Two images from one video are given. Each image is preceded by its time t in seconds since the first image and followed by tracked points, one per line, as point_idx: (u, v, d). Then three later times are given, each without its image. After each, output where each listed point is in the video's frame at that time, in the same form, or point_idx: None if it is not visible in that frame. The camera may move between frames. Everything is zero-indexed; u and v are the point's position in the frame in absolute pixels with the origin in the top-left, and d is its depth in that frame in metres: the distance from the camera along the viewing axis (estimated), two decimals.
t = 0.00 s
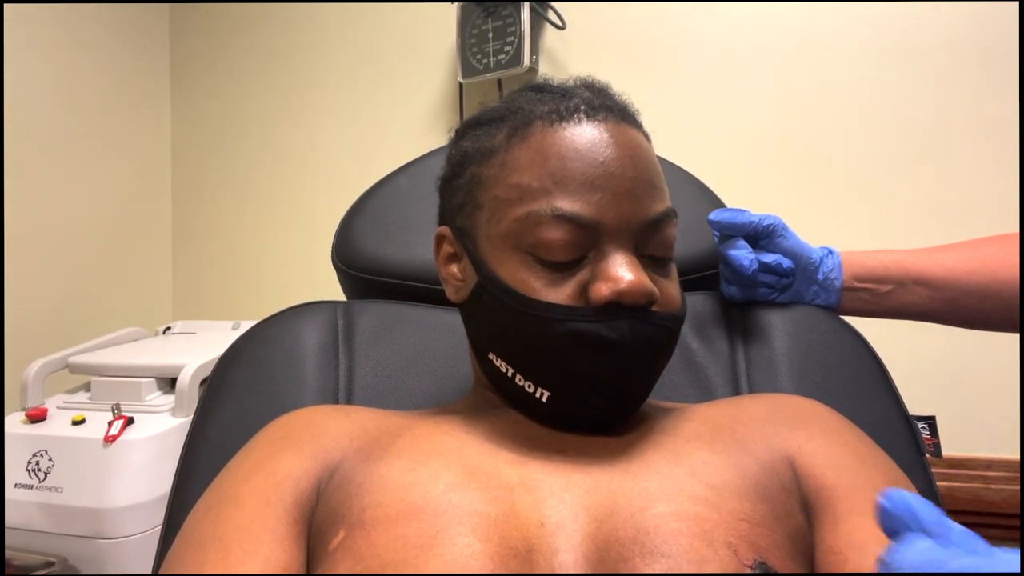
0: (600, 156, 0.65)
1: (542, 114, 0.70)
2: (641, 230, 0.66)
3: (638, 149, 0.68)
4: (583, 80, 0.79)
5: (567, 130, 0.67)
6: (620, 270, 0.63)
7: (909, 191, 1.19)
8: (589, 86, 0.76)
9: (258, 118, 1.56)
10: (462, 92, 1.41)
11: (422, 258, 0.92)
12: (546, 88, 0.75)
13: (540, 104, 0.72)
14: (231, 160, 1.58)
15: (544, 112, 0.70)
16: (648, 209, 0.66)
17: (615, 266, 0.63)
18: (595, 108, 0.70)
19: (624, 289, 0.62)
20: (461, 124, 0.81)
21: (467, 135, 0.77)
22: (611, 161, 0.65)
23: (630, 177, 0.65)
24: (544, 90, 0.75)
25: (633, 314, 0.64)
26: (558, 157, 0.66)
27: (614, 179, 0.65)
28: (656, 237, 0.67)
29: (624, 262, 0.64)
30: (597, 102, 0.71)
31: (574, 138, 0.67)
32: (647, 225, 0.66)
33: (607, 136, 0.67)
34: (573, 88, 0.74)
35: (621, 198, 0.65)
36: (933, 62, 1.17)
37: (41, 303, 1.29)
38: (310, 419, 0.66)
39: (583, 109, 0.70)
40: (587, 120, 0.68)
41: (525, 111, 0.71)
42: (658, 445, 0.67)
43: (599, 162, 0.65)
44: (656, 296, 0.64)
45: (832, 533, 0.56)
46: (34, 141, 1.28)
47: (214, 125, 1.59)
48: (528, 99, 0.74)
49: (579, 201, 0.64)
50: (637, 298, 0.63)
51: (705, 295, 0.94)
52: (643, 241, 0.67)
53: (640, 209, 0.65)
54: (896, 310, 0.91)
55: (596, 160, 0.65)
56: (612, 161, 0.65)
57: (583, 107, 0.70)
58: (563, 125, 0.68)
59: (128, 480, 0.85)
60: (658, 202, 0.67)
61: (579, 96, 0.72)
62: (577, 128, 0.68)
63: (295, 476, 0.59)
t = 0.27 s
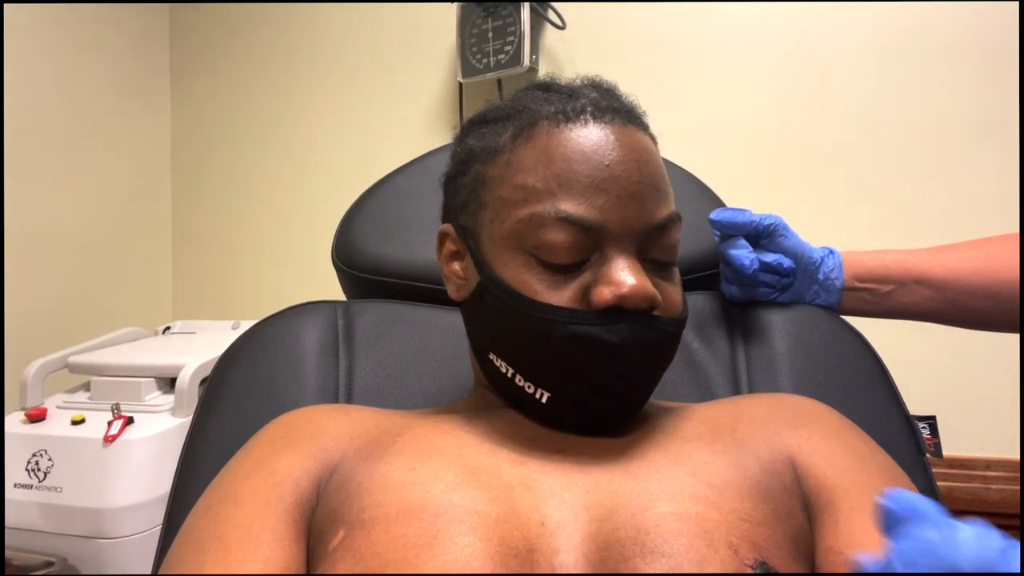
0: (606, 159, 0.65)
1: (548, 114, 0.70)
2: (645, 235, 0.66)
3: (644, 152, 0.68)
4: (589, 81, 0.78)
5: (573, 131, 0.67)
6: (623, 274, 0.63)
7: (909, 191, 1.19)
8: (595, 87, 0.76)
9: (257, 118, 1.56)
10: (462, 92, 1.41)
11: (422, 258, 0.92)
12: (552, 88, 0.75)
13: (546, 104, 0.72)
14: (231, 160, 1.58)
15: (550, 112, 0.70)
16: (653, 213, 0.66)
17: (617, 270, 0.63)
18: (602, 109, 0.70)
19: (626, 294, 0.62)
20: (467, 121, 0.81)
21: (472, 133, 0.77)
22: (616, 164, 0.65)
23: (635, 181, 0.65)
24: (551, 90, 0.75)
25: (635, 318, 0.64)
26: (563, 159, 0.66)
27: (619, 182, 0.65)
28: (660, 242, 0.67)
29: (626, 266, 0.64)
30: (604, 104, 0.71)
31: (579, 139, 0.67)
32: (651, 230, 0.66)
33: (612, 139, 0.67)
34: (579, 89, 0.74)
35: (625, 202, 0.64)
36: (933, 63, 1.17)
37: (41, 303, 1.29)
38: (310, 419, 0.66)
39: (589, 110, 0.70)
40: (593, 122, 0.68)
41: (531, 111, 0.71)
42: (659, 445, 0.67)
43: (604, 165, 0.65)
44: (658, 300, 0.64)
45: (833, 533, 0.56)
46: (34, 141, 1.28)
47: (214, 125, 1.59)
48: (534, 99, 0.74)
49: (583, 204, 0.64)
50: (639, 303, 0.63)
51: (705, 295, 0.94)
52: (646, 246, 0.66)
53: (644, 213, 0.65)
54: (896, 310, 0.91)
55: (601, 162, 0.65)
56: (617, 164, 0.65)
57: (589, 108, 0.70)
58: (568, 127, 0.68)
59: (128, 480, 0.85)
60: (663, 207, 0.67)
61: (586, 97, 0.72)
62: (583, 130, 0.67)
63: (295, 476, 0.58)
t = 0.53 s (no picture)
0: (606, 159, 0.65)
1: (549, 114, 0.70)
2: (646, 235, 0.66)
3: (645, 153, 0.68)
4: (590, 81, 0.78)
5: (574, 132, 0.67)
6: (623, 275, 0.63)
7: (909, 192, 1.19)
8: (596, 87, 0.76)
9: (257, 118, 1.55)
10: (462, 92, 1.41)
11: (422, 258, 0.92)
12: (553, 88, 0.75)
13: (547, 104, 0.72)
14: (231, 159, 1.57)
15: (551, 112, 0.70)
16: (653, 214, 0.66)
17: (618, 271, 0.63)
18: (603, 109, 0.70)
19: (627, 294, 0.62)
20: (468, 120, 0.81)
21: (473, 132, 0.77)
22: (617, 165, 0.65)
23: (635, 181, 0.65)
24: (552, 90, 0.75)
25: (636, 319, 0.64)
26: (564, 159, 0.66)
27: (620, 183, 0.65)
28: (660, 243, 0.67)
29: (627, 267, 0.64)
30: (605, 104, 0.71)
31: (580, 140, 0.67)
32: (652, 230, 0.66)
33: (613, 139, 0.67)
34: (580, 89, 0.74)
35: (626, 203, 0.64)
36: (934, 63, 1.17)
37: (41, 303, 1.29)
38: (310, 419, 0.66)
39: (590, 110, 0.70)
40: (594, 122, 0.68)
41: (532, 111, 0.71)
42: (659, 445, 0.67)
43: (605, 165, 0.65)
44: (658, 301, 0.64)
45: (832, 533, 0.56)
46: (34, 141, 1.28)
47: (213, 124, 1.59)
48: (535, 99, 0.74)
49: (584, 205, 0.64)
50: (640, 303, 0.63)
51: (705, 295, 0.94)
52: (646, 247, 0.66)
53: (645, 213, 0.65)
54: (896, 311, 0.91)
55: (602, 163, 0.65)
56: (618, 165, 0.65)
57: (590, 108, 0.70)
58: (569, 127, 0.68)
59: (127, 480, 0.85)
60: (663, 207, 0.67)
61: (587, 97, 0.72)
62: (584, 130, 0.67)
63: (295, 476, 0.58)
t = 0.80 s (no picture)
0: (606, 159, 0.65)
1: (548, 114, 0.70)
2: (645, 235, 0.66)
3: (644, 153, 0.68)
4: (590, 81, 0.78)
5: (573, 132, 0.67)
6: (622, 275, 0.63)
7: (909, 192, 1.19)
8: (596, 87, 0.76)
9: (257, 118, 1.55)
10: (462, 92, 1.41)
11: (422, 258, 0.92)
12: (552, 88, 0.75)
13: (546, 104, 0.72)
14: (230, 159, 1.57)
15: (550, 112, 0.70)
16: (653, 214, 0.66)
17: (617, 271, 0.63)
18: (602, 109, 0.70)
19: (626, 294, 0.62)
20: (467, 120, 0.81)
21: (472, 132, 0.77)
22: (615, 165, 0.65)
23: (634, 181, 0.65)
24: (551, 90, 0.75)
25: (635, 319, 0.64)
26: (563, 160, 0.66)
27: (619, 183, 0.65)
28: (660, 243, 0.67)
29: (626, 267, 0.63)
30: (604, 104, 0.71)
31: (579, 140, 0.67)
32: (651, 230, 0.66)
33: (612, 140, 0.67)
34: (579, 89, 0.74)
35: (625, 203, 0.64)
36: (934, 63, 1.17)
37: (41, 303, 1.29)
38: (309, 419, 0.66)
39: (589, 110, 0.70)
40: (593, 123, 0.68)
41: (531, 111, 0.71)
42: (658, 445, 0.67)
43: (603, 165, 0.65)
44: (658, 302, 0.64)
45: (831, 533, 0.56)
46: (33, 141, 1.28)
47: (213, 124, 1.59)
48: (534, 98, 0.74)
49: (583, 205, 0.64)
50: (639, 304, 0.63)
51: (704, 295, 0.94)
52: (646, 247, 0.66)
53: (644, 213, 0.65)
54: (896, 311, 0.91)
55: (601, 163, 0.65)
56: (618, 165, 0.65)
57: (590, 108, 0.70)
58: (568, 127, 0.68)
59: (127, 480, 0.85)
60: (663, 207, 0.67)
61: (586, 97, 0.72)
62: (583, 130, 0.67)
63: (294, 476, 0.58)
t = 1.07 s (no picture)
0: (605, 160, 0.65)
1: (548, 114, 0.70)
2: (645, 236, 0.66)
3: (643, 153, 0.68)
4: (589, 81, 0.79)
5: (573, 132, 0.67)
6: (622, 275, 0.63)
7: (908, 193, 1.19)
8: (596, 87, 0.76)
9: (256, 118, 1.55)
10: (461, 92, 1.42)
11: (421, 258, 0.92)
12: (552, 88, 0.75)
13: (546, 104, 0.72)
14: (229, 159, 1.57)
15: (550, 112, 0.70)
16: (652, 214, 0.66)
17: (617, 271, 0.63)
18: (602, 109, 0.70)
19: (626, 294, 0.62)
20: (467, 120, 0.81)
21: (472, 132, 0.77)
22: (615, 166, 0.65)
23: (634, 182, 0.65)
24: (550, 90, 0.75)
25: (635, 319, 0.64)
26: (563, 160, 0.66)
27: (619, 183, 0.65)
28: (659, 243, 0.67)
29: (626, 268, 0.63)
30: (604, 104, 0.71)
31: (579, 140, 0.67)
32: (651, 231, 0.66)
33: (612, 140, 0.67)
34: (579, 89, 0.74)
35: (625, 203, 0.64)
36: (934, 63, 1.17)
37: (41, 304, 1.29)
38: (308, 419, 0.66)
39: (589, 110, 0.70)
40: (593, 123, 0.68)
41: (531, 111, 0.71)
42: (658, 445, 0.67)
43: (603, 166, 0.65)
44: (657, 302, 0.64)
45: (830, 533, 0.56)
46: (33, 142, 1.28)
47: (212, 123, 1.58)
48: (534, 99, 0.74)
49: (583, 205, 0.64)
50: (639, 304, 0.63)
51: (703, 295, 0.94)
52: (645, 247, 0.66)
53: (643, 214, 0.65)
54: (895, 311, 0.91)
55: (601, 163, 0.65)
56: (617, 165, 0.65)
57: (590, 108, 0.70)
58: (568, 127, 0.68)
59: (126, 480, 0.85)
60: (662, 208, 0.67)
61: (586, 97, 0.72)
62: (583, 130, 0.67)
63: (293, 476, 0.58)
